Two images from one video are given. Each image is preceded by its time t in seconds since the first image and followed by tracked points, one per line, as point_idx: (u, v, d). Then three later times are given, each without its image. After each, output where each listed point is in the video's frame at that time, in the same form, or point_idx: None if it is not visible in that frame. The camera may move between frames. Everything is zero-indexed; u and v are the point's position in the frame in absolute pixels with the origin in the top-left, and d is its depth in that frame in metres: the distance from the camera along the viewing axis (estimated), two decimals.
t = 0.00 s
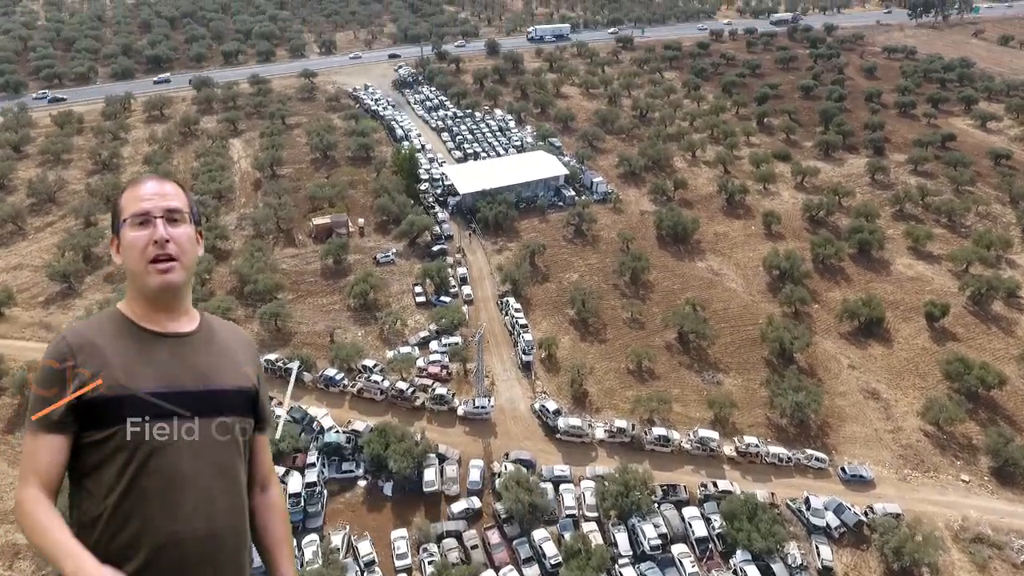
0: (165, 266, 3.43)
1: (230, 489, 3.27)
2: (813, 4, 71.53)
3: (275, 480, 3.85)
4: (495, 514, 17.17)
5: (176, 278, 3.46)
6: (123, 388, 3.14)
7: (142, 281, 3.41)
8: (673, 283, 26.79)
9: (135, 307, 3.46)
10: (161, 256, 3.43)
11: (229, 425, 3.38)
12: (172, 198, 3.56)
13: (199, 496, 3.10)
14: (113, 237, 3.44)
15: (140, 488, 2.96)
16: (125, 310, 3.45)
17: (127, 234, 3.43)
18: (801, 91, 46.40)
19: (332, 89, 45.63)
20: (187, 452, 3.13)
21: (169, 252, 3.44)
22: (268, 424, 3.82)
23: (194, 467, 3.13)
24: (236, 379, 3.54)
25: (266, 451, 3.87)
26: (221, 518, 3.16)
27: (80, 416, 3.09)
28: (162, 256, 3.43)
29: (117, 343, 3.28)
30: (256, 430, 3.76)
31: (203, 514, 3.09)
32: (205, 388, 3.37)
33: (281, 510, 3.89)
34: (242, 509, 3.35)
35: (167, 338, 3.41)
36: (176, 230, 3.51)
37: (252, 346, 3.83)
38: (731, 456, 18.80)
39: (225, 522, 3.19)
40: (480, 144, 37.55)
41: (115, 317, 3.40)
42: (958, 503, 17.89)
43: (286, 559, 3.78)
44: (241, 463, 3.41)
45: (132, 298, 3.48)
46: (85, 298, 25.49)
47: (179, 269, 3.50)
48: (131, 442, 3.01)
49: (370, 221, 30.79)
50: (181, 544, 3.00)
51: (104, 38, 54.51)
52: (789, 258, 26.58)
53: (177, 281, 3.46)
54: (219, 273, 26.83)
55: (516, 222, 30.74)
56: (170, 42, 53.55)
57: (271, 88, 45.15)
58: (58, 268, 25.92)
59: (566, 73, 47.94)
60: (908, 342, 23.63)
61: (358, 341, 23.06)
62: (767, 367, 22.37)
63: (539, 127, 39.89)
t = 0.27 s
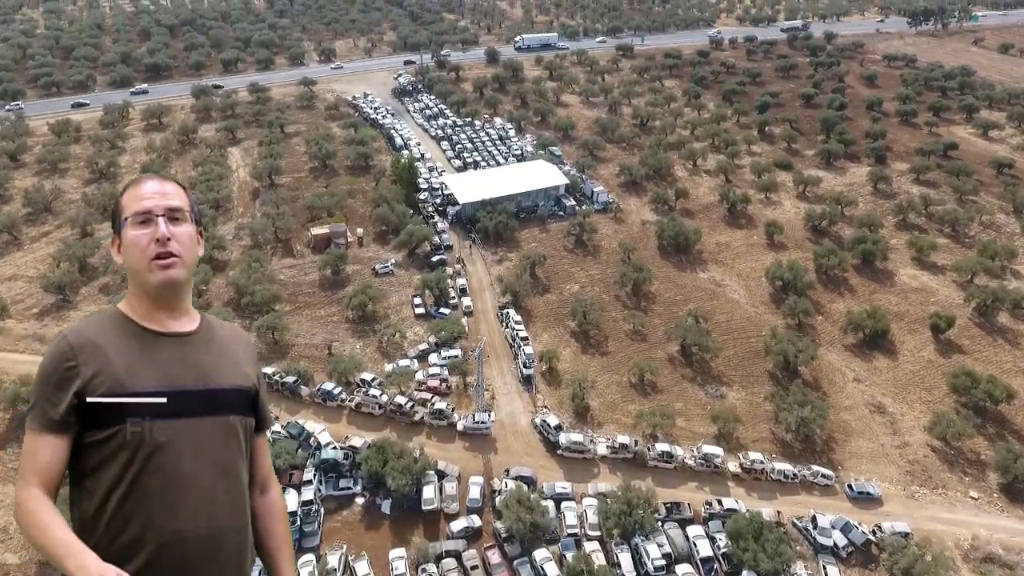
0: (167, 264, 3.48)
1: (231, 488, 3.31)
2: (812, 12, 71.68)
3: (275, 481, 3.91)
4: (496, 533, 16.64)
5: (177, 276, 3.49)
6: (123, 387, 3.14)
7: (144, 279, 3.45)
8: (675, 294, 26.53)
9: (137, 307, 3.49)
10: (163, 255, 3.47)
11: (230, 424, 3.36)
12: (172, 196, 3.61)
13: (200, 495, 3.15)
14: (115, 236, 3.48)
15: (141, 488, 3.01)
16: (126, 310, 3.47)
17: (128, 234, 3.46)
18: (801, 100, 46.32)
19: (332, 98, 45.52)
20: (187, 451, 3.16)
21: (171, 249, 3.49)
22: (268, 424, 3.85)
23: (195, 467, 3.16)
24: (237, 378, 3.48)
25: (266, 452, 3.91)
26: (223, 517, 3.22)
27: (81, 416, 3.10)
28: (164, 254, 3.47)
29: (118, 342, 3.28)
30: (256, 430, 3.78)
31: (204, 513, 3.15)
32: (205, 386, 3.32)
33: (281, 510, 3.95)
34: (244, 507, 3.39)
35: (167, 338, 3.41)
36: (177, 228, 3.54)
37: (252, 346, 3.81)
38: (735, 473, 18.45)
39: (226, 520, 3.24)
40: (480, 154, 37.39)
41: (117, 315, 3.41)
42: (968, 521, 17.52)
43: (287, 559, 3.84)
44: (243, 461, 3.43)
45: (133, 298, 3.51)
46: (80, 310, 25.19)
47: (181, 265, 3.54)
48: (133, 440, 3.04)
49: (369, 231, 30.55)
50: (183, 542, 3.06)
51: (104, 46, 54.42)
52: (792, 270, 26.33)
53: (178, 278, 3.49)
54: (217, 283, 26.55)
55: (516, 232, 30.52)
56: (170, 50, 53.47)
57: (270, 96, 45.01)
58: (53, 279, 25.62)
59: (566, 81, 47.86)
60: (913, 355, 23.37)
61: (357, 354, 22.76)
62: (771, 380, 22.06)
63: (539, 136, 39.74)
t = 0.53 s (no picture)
0: (168, 267, 3.45)
1: (232, 488, 3.30)
2: (813, 13, 71.37)
3: (275, 482, 3.92)
4: (496, 547, 16.32)
5: (178, 278, 3.46)
6: (123, 388, 3.12)
7: (145, 281, 3.42)
8: (677, 300, 26.21)
9: (137, 308, 3.47)
10: (163, 257, 3.45)
11: (230, 425, 3.35)
12: (174, 198, 3.58)
13: (202, 495, 3.15)
14: (115, 237, 3.45)
15: (142, 488, 3.01)
16: (126, 311, 3.46)
17: (129, 236, 3.44)
18: (803, 102, 46.03)
19: (330, 101, 45.22)
20: (188, 451, 3.14)
21: (172, 252, 3.46)
22: (268, 424, 3.83)
23: (196, 467, 3.16)
24: (236, 378, 3.47)
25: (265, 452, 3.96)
26: (223, 517, 3.22)
27: (81, 417, 3.09)
28: (165, 256, 3.44)
29: (118, 343, 3.27)
30: (256, 430, 3.77)
31: (206, 512, 3.15)
32: (206, 386, 3.31)
33: (280, 509, 3.97)
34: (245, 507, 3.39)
35: (167, 340, 3.40)
36: (178, 231, 3.52)
37: (253, 347, 3.79)
38: (740, 484, 18.14)
39: (228, 520, 3.24)
40: (480, 157, 37.08)
41: (115, 317, 3.39)
42: (978, 534, 17.21)
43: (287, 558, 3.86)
44: (242, 462, 3.43)
45: (133, 298, 3.49)
46: (75, 316, 24.86)
47: (181, 268, 3.52)
48: (134, 440, 3.03)
49: (368, 236, 30.24)
50: (185, 542, 3.06)
51: (101, 48, 54.07)
52: (796, 275, 26.02)
53: (179, 281, 3.47)
54: (213, 289, 26.22)
55: (516, 237, 30.21)
56: (167, 51, 53.14)
57: (268, 99, 44.66)
58: (47, 285, 25.28)
59: (566, 83, 47.53)
60: (919, 362, 23.08)
61: (355, 362, 22.45)
62: (775, 388, 21.76)
63: (540, 139, 39.45)
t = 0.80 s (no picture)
0: (168, 265, 3.05)
1: (234, 491, 2.94)
2: (814, 14, 71.09)
3: (276, 478, 3.58)
4: (497, 562, 15.88)
5: (177, 279, 3.06)
6: (120, 388, 2.75)
7: (140, 281, 3.03)
8: (680, 307, 25.85)
9: (133, 307, 3.08)
10: (162, 258, 3.05)
11: (231, 424, 2.98)
12: (175, 198, 3.19)
13: (203, 495, 2.79)
14: (113, 238, 3.08)
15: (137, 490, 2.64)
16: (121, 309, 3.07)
17: (129, 235, 3.04)
18: (805, 104, 45.73)
19: (329, 103, 44.90)
20: (188, 450, 2.78)
21: (171, 252, 3.06)
22: (267, 419, 3.47)
23: (195, 465, 2.79)
24: (238, 380, 3.09)
25: (265, 449, 3.59)
26: (224, 521, 2.86)
27: (73, 416, 2.74)
28: (163, 257, 3.05)
29: (113, 339, 2.89)
30: (256, 426, 3.41)
31: (208, 514, 2.79)
32: (207, 388, 2.93)
33: (281, 507, 3.64)
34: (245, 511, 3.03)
35: (165, 341, 3.01)
36: (179, 231, 3.13)
37: (256, 350, 3.40)
38: (745, 497, 17.81)
39: (229, 525, 2.89)
40: (479, 160, 36.77)
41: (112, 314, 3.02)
42: (987, 549, 16.87)
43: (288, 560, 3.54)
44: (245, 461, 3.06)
45: (131, 299, 3.11)
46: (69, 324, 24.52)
47: (180, 269, 3.10)
48: (130, 437, 2.67)
49: (367, 241, 29.89)
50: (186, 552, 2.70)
51: (98, 50, 53.72)
52: (800, 281, 25.64)
53: (178, 282, 3.06)
54: (209, 295, 25.85)
55: (517, 242, 29.86)
56: (165, 53, 52.81)
57: (266, 101, 44.32)
58: (41, 292, 24.93)
59: (566, 85, 47.22)
60: (925, 370, 22.74)
61: (353, 371, 22.08)
62: (780, 398, 21.42)
63: (540, 142, 39.15)
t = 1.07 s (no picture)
0: (168, 269, 3.19)
1: (231, 491, 3.11)
2: (815, 16, 70.79)
3: (277, 477, 3.75)
4: None
5: (178, 283, 3.20)
6: (120, 389, 2.89)
7: (142, 282, 3.18)
8: (682, 313, 25.55)
9: (134, 307, 3.22)
10: (162, 260, 3.19)
11: (230, 425, 3.14)
12: (176, 202, 3.35)
13: (201, 497, 2.95)
14: (116, 237, 3.22)
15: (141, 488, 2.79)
16: (123, 310, 3.21)
17: (130, 238, 3.20)
18: (807, 107, 45.42)
19: (327, 106, 44.59)
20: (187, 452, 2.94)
21: (172, 256, 3.21)
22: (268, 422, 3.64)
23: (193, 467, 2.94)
24: (238, 380, 3.25)
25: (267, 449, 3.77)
26: (222, 522, 3.02)
27: (73, 417, 2.88)
28: (164, 260, 3.19)
29: (114, 341, 3.03)
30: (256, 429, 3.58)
31: (205, 515, 2.95)
32: (206, 389, 3.09)
33: (282, 505, 3.84)
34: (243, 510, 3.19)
35: (166, 341, 3.17)
36: (181, 234, 3.28)
37: (255, 348, 3.58)
38: (750, 510, 17.49)
39: (226, 525, 3.05)
40: (479, 164, 36.45)
41: (113, 314, 3.16)
42: (996, 563, 16.56)
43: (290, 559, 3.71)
44: (242, 462, 3.22)
45: (131, 299, 3.25)
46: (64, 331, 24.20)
47: (181, 273, 3.24)
48: (131, 437, 2.83)
49: (365, 246, 29.56)
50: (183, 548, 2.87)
51: (95, 52, 53.34)
52: (803, 287, 25.36)
53: (178, 285, 3.20)
54: (206, 302, 25.53)
55: (517, 247, 29.55)
56: (163, 55, 52.49)
57: (264, 104, 43.98)
58: (35, 299, 24.60)
59: (567, 88, 46.88)
60: (931, 378, 22.44)
61: (351, 380, 21.75)
62: (784, 407, 21.11)
63: (540, 145, 38.85)
